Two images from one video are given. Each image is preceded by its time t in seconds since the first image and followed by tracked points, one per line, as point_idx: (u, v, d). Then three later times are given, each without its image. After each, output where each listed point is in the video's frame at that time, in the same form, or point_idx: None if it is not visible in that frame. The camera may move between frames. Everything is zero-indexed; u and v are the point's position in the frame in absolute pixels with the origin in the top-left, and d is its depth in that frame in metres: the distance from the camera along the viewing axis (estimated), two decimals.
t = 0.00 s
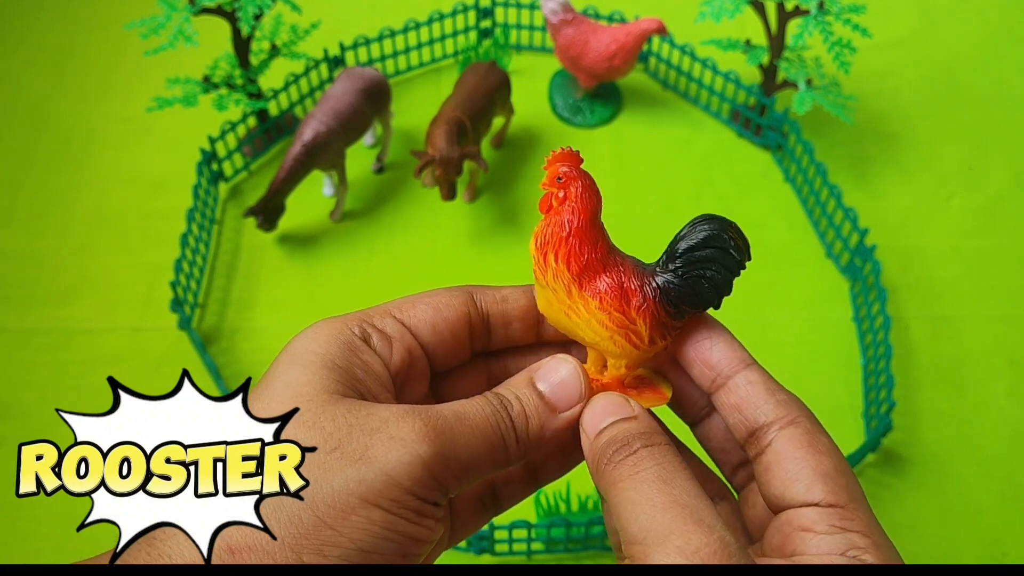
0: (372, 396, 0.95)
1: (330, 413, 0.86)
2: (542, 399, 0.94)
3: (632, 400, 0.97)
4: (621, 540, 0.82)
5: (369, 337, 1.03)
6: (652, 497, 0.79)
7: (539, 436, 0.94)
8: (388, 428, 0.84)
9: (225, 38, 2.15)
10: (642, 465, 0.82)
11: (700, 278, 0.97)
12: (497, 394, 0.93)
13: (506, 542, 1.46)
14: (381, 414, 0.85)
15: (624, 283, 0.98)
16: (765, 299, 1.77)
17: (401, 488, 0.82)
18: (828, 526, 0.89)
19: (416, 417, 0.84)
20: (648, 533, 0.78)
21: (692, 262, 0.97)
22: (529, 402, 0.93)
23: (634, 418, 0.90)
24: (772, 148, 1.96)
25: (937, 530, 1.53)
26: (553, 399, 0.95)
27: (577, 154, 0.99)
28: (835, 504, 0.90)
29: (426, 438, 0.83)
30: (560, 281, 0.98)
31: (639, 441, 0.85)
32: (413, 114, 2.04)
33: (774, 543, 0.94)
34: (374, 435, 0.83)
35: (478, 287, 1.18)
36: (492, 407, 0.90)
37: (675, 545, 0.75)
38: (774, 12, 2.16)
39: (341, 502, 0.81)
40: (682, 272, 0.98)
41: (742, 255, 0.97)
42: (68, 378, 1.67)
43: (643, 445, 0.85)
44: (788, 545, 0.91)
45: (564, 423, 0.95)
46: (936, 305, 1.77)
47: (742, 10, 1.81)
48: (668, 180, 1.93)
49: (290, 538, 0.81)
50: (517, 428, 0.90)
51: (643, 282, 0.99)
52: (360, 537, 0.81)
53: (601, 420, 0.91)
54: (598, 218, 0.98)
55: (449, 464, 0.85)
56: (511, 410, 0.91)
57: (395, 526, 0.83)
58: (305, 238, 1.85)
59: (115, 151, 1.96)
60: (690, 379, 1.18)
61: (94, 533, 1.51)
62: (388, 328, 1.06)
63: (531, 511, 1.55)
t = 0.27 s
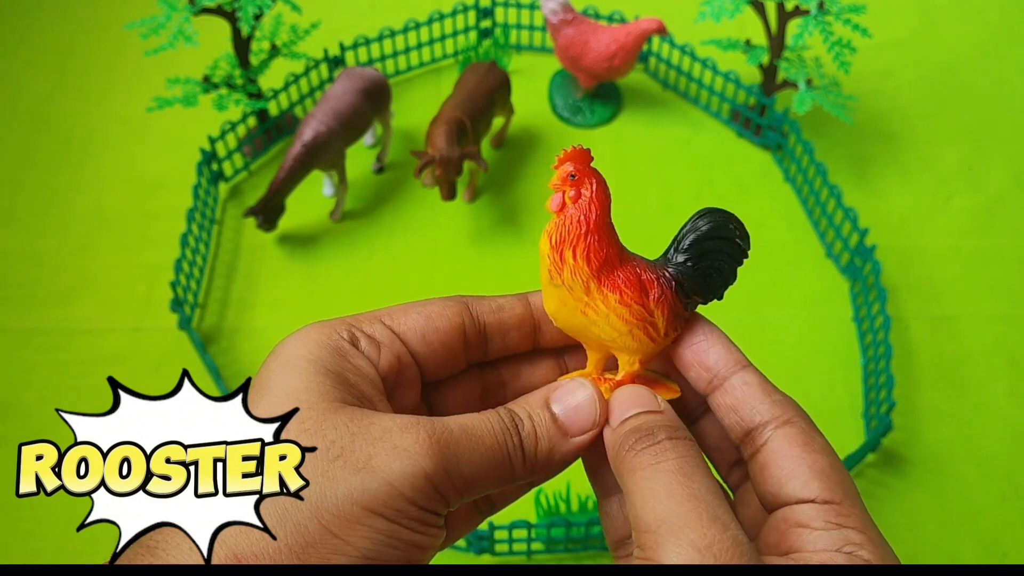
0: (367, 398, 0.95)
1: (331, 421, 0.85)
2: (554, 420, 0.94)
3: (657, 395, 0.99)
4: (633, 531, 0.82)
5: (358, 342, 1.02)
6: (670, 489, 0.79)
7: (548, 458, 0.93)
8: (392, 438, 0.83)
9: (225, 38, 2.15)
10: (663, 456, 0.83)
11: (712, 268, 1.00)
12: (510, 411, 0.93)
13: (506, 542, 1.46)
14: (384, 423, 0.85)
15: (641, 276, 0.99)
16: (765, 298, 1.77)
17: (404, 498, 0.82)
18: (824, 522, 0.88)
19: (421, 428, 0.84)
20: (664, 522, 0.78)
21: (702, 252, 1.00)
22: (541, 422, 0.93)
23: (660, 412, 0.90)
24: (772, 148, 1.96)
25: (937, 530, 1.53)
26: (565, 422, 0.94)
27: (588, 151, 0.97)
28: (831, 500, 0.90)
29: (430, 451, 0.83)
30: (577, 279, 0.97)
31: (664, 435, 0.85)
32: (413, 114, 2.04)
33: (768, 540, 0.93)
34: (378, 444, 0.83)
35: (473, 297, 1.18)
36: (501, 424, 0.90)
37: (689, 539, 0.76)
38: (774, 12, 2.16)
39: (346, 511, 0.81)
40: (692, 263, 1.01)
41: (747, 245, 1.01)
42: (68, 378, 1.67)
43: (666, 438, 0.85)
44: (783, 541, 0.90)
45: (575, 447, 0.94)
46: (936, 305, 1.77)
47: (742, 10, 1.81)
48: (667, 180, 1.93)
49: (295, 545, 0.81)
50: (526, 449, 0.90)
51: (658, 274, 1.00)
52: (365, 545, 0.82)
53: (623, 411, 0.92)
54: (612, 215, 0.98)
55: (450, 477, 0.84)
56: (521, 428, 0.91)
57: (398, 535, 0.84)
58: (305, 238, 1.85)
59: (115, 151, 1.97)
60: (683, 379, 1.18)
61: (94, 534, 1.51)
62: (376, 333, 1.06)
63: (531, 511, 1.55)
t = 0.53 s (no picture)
0: (359, 411, 0.95)
1: (329, 432, 0.85)
2: (555, 422, 0.93)
3: (656, 395, 0.98)
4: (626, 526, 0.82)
5: (342, 354, 1.02)
6: (666, 483, 0.80)
7: (549, 459, 0.92)
8: (389, 444, 0.83)
9: (225, 38, 2.15)
10: (660, 452, 0.83)
11: (702, 265, 1.02)
12: (508, 413, 0.92)
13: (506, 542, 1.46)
14: (382, 430, 0.84)
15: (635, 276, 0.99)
16: (765, 298, 1.77)
17: (405, 503, 0.81)
18: (811, 517, 0.89)
19: (418, 433, 0.83)
20: (659, 516, 0.78)
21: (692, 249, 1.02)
22: (541, 423, 0.92)
23: (659, 411, 0.91)
24: (772, 148, 1.96)
25: (937, 530, 1.53)
26: (565, 423, 0.93)
27: (581, 151, 0.95)
28: (818, 495, 0.90)
29: (429, 455, 0.82)
30: (574, 281, 0.96)
31: (661, 430, 0.86)
32: (413, 114, 2.04)
33: (756, 536, 0.93)
34: (376, 450, 0.83)
35: (458, 298, 1.18)
36: (500, 426, 0.89)
37: (683, 533, 0.76)
38: (774, 12, 2.16)
39: (347, 517, 0.80)
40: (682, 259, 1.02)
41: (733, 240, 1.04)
42: (68, 378, 1.67)
43: (664, 433, 0.86)
44: (771, 536, 0.91)
45: (575, 447, 0.93)
46: (936, 305, 1.77)
47: (742, 10, 1.81)
48: (668, 180, 1.93)
49: (299, 554, 0.81)
50: (525, 450, 0.89)
51: (652, 273, 1.00)
52: (369, 551, 0.81)
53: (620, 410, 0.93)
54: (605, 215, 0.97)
55: (450, 482, 0.84)
56: (520, 429, 0.90)
57: (402, 539, 0.83)
58: (305, 238, 1.85)
59: (115, 151, 1.96)
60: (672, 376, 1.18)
61: (94, 534, 1.51)
62: (361, 344, 1.06)
63: (531, 511, 1.55)
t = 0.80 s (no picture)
0: (361, 422, 0.95)
1: (337, 444, 0.85)
2: (562, 426, 0.92)
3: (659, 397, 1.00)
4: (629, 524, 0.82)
5: (336, 368, 1.01)
6: (672, 481, 0.80)
7: (556, 465, 0.91)
8: (397, 455, 0.83)
9: (225, 38, 2.15)
10: (667, 451, 0.83)
11: (698, 262, 1.04)
12: (517, 419, 0.91)
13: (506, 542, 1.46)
14: (389, 441, 0.84)
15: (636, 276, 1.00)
16: (765, 298, 1.77)
17: (416, 511, 0.81)
18: (811, 514, 0.89)
19: (426, 443, 0.83)
20: (664, 513, 0.78)
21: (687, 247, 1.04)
22: (548, 428, 0.91)
23: (666, 415, 0.92)
24: (772, 148, 1.96)
25: (938, 530, 1.53)
26: (573, 428, 0.93)
27: (575, 155, 0.96)
28: (817, 492, 0.90)
29: (437, 464, 0.82)
30: (576, 284, 0.96)
31: (667, 431, 0.87)
32: (413, 114, 2.04)
33: (755, 534, 0.93)
34: (384, 461, 0.82)
35: (447, 309, 1.17)
36: (507, 433, 0.88)
37: (688, 531, 0.76)
38: (774, 12, 2.16)
39: (361, 527, 0.80)
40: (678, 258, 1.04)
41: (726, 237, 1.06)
42: (68, 378, 1.67)
43: (670, 434, 0.86)
44: (770, 534, 0.91)
45: (583, 451, 0.93)
46: (936, 305, 1.77)
47: (742, 10, 1.81)
48: (668, 180, 1.93)
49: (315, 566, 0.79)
50: (533, 456, 0.89)
51: (651, 273, 1.01)
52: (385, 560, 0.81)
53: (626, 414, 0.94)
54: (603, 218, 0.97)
55: (458, 490, 0.84)
56: (528, 436, 0.89)
57: (414, 547, 0.83)
58: (305, 238, 1.85)
59: (115, 151, 1.96)
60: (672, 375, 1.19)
61: (94, 534, 1.51)
62: (354, 359, 1.05)
63: (531, 511, 1.55)
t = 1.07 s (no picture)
0: (365, 425, 0.94)
1: (341, 444, 0.85)
2: (551, 428, 0.93)
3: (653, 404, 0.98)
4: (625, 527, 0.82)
5: (346, 368, 1.02)
6: (664, 483, 0.80)
7: (548, 466, 0.92)
8: (401, 453, 0.83)
9: (225, 38, 2.15)
10: (658, 453, 0.83)
11: (699, 266, 1.00)
12: (507, 423, 0.92)
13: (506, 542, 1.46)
14: (393, 440, 0.84)
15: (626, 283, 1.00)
16: (765, 298, 1.77)
17: (419, 511, 0.81)
18: (818, 515, 0.89)
19: (428, 442, 0.84)
20: (657, 517, 0.78)
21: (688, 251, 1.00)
22: (537, 431, 0.92)
23: (655, 417, 0.90)
24: (772, 148, 1.96)
25: (938, 530, 1.53)
26: (562, 429, 0.93)
27: (562, 163, 0.97)
28: (825, 494, 0.90)
29: (440, 462, 0.82)
30: (563, 292, 0.97)
31: (656, 433, 0.86)
32: (413, 113, 2.04)
33: (763, 534, 0.93)
34: (388, 460, 0.83)
35: (457, 310, 1.17)
36: (500, 435, 0.89)
37: (683, 531, 0.76)
38: (774, 12, 2.16)
39: (363, 528, 0.80)
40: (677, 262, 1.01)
41: (732, 238, 1.01)
42: (67, 378, 1.67)
43: (660, 436, 0.85)
44: (777, 534, 0.91)
45: (573, 453, 0.93)
46: (936, 305, 1.77)
47: (742, 10, 1.81)
48: (668, 180, 1.93)
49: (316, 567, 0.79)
50: (526, 457, 0.89)
51: (644, 279, 1.00)
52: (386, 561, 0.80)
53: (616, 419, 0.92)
54: (592, 224, 0.98)
55: (461, 489, 0.84)
56: (519, 438, 0.90)
57: (417, 549, 0.83)
58: (305, 238, 1.85)
59: (115, 151, 1.96)
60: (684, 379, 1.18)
61: (94, 534, 1.51)
62: (365, 359, 1.05)
63: (532, 511, 1.55)
